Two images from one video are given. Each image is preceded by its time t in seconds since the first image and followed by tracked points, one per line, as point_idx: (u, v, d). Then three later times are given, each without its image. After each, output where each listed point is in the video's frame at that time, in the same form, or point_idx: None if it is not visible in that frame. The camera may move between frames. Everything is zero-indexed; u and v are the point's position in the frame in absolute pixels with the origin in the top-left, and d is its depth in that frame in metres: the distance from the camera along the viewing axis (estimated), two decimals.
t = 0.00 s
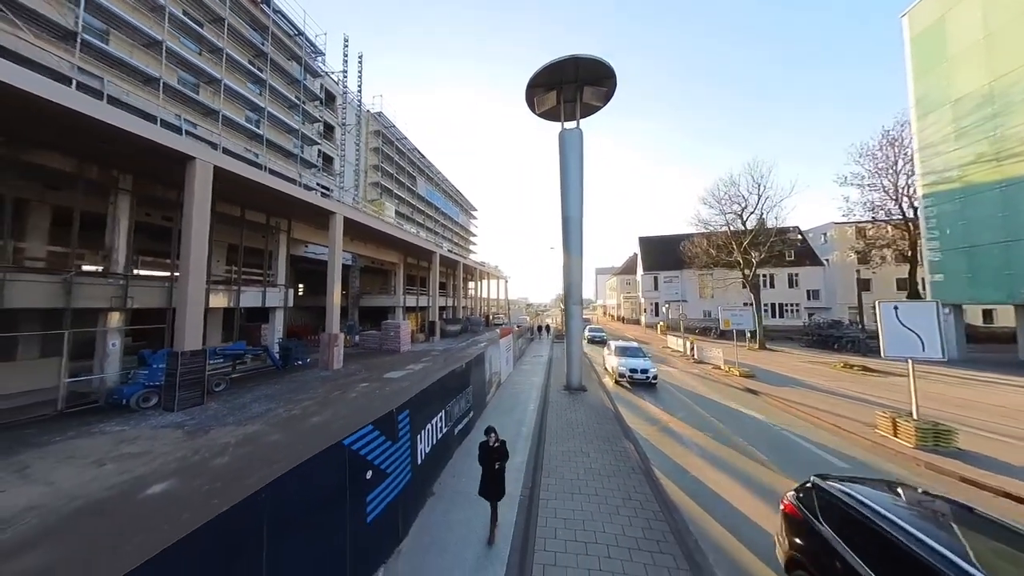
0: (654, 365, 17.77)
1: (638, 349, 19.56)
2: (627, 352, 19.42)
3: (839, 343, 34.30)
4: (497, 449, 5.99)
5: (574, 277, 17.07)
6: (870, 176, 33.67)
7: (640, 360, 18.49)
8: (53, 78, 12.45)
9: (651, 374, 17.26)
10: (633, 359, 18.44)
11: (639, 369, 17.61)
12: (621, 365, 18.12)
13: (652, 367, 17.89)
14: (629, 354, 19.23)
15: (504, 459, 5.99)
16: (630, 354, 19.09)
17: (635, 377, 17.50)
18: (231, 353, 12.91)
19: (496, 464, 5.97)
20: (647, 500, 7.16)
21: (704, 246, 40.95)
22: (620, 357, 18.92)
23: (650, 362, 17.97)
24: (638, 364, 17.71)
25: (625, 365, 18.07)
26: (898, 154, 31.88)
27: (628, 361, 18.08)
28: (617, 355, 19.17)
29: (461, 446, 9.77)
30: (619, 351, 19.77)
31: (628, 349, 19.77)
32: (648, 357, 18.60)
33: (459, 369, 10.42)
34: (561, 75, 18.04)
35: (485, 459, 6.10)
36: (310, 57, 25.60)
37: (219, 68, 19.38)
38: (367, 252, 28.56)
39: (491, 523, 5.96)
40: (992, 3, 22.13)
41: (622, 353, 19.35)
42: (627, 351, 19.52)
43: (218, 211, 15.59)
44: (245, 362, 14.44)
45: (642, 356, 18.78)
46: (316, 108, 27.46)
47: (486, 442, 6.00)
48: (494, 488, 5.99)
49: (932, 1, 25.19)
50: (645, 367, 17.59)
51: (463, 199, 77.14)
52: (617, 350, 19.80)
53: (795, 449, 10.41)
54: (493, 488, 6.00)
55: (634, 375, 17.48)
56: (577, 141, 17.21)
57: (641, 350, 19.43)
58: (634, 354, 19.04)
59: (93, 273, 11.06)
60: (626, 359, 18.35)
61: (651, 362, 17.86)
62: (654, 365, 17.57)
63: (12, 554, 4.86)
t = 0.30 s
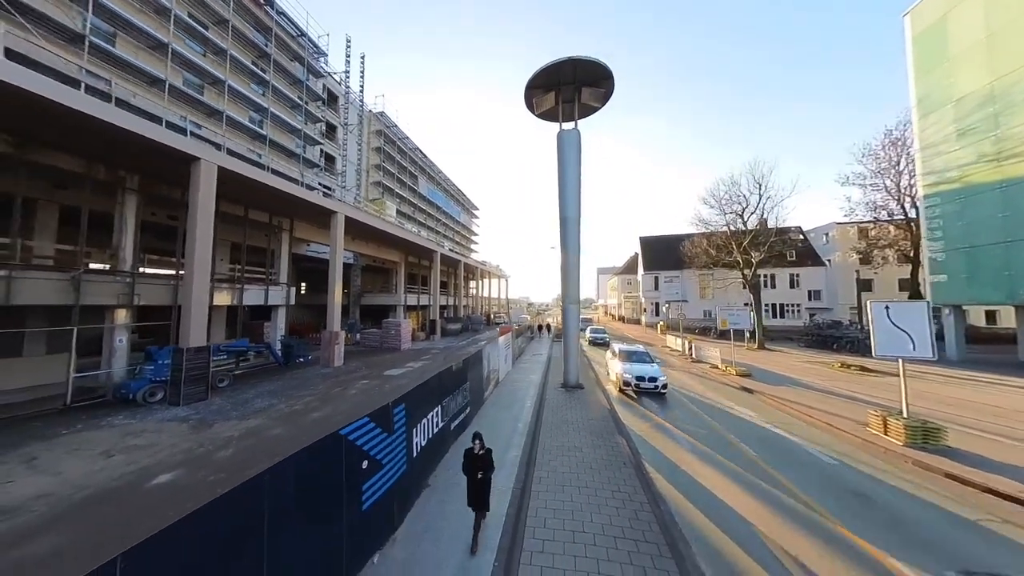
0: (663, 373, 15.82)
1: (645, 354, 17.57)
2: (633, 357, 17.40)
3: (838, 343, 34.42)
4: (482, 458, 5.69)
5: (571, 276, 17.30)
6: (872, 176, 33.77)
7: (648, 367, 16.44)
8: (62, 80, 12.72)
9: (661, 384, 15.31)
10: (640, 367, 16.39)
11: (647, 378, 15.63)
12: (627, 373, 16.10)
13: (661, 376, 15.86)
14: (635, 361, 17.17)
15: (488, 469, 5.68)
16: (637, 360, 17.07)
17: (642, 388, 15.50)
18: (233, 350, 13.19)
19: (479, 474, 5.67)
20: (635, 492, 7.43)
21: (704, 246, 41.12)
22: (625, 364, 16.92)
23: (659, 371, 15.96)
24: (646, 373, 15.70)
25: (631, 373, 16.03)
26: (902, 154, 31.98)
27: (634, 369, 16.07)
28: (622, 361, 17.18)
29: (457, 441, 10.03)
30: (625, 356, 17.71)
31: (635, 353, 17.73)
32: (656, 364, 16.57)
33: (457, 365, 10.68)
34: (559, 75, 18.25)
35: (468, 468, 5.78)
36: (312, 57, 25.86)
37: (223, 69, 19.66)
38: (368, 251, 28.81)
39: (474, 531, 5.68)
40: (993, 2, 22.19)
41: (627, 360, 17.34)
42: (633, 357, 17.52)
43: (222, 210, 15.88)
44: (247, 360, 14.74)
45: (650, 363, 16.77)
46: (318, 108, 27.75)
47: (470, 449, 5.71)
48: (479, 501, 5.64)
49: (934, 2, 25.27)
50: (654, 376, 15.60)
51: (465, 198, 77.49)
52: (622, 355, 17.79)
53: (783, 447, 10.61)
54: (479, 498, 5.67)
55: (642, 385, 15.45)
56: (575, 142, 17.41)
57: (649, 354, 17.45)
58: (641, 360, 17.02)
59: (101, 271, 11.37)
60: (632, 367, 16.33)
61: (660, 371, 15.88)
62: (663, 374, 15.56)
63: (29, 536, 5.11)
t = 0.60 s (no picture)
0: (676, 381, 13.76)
1: (652, 357, 15.51)
2: (639, 363, 15.26)
3: (837, 342, 34.56)
4: (470, 460, 5.47)
5: (570, 274, 17.48)
6: (874, 174, 33.90)
7: (656, 373, 14.39)
8: (68, 81, 12.93)
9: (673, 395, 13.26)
10: (647, 374, 14.29)
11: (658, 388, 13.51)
12: (633, 383, 13.90)
13: (672, 383, 13.83)
14: (641, 366, 15.06)
15: (475, 471, 5.49)
16: (643, 367, 14.92)
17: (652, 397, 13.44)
18: (236, 347, 13.45)
19: (466, 476, 5.46)
20: (626, 483, 7.66)
21: (704, 245, 41.23)
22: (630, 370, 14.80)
23: (670, 378, 13.90)
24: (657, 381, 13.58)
25: (637, 381, 13.96)
26: (904, 152, 32.11)
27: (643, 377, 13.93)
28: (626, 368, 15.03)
29: (456, 434, 10.28)
30: (630, 362, 15.53)
31: (640, 358, 15.58)
32: (666, 369, 14.51)
33: (456, 360, 10.90)
34: (557, 76, 18.45)
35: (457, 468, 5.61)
36: (314, 57, 26.05)
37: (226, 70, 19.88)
38: (369, 250, 28.97)
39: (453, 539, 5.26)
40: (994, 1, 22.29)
41: (632, 366, 15.17)
42: (639, 361, 15.40)
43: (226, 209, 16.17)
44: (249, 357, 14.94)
45: (659, 368, 14.68)
46: (319, 108, 27.96)
47: (457, 450, 5.47)
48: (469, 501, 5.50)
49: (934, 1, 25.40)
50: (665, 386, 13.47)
51: (466, 198, 77.53)
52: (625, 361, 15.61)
53: (774, 442, 10.83)
54: (465, 499, 5.47)
55: (650, 394, 13.45)
56: (574, 142, 17.59)
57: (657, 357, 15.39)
58: (648, 366, 14.88)
59: (107, 268, 11.62)
60: (639, 374, 14.21)
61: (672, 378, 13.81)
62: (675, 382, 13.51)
63: (43, 519, 5.34)
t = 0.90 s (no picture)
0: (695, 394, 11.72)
1: (665, 363, 13.49)
2: (651, 370, 13.15)
3: (836, 342, 34.75)
4: (466, 461, 5.41)
5: (570, 273, 17.72)
6: (874, 175, 34.13)
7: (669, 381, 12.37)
8: (79, 82, 13.20)
9: (691, 409, 11.28)
10: (661, 383, 12.17)
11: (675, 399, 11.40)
12: (646, 392, 11.81)
13: (689, 394, 11.80)
14: (651, 373, 12.98)
15: (473, 472, 5.44)
16: (656, 374, 12.82)
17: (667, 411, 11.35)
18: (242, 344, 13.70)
19: (463, 478, 5.42)
20: (625, 473, 7.90)
21: (704, 245, 41.44)
22: (640, 377, 12.69)
23: (688, 388, 11.84)
24: (674, 392, 11.50)
25: (649, 390, 11.85)
26: (904, 153, 32.35)
27: (656, 387, 11.84)
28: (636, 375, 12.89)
29: (459, 428, 10.56)
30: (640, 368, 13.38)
31: (652, 363, 13.48)
32: (680, 377, 12.46)
33: (459, 356, 11.13)
34: (558, 78, 18.71)
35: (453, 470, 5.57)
36: (317, 57, 26.28)
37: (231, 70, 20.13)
38: (371, 249, 29.18)
39: (454, 536, 5.31)
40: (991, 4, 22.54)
41: (643, 372, 13.06)
42: (650, 368, 13.30)
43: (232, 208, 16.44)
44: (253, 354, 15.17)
45: (674, 377, 12.61)
46: (323, 108, 28.21)
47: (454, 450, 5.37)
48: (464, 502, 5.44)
49: (933, 4, 25.63)
50: (684, 398, 11.39)
51: (467, 197, 77.77)
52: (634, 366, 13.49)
53: (770, 438, 11.07)
54: (460, 502, 5.43)
55: (665, 407, 11.44)
56: (575, 143, 17.82)
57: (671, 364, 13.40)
58: (662, 374, 12.78)
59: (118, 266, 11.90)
60: (651, 383, 12.10)
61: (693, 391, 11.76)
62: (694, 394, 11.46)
63: (65, 504, 5.57)
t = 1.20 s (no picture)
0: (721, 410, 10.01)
1: (683, 374, 11.75)
2: (668, 382, 11.43)
3: (835, 343, 35.03)
4: (471, 466, 5.02)
5: (573, 275, 18.05)
6: (872, 179, 34.50)
7: (687, 394, 10.70)
8: (97, 88, 13.61)
9: (717, 428, 9.55)
10: (681, 397, 10.47)
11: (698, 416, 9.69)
12: (663, 407, 10.11)
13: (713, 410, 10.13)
14: (668, 385, 11.24)
15: (478, 478, 5.05)
16: (674, 387, 11.12)
17: (689, 429, 9.65)
18: (251, 343, 14.01)
19: (468, 483, 5.01)
20: (628, 468, 8.14)
21: (704, 247, 41.80)
22: (655, 389, 10.99)
23: (712, 403, 10.14)
24: (696, 407, 9.80)
25: (667, 404, 10.13)
26: (902, 157, 32.74)
27: (676, 401, 10.13)
28: (651, 386, 11.18)
29: (466, 425, 10.87)
30: (655, 379, 11.65)
31: (668, 374, 11.75)
32: (702, 391, 10.73)
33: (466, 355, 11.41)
34: (561, 85, 19.06)
35: (457, 475, 5.16)
36: (323, 61, 26.68)
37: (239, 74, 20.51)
38: (375, 250, 29.51)
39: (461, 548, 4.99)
40: (986, 12, 22.95)
41: (658, 384, 11.35)
42: (666, 379, 11.57)
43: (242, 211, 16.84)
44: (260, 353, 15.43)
45: (694, 390, 10.92)
46: (328, 111, 28.62)
47: (458, 455, 5.05)
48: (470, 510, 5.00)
49: (929, 11, 26.05)
50: (708, 414, 9.69)
51: (469, 199, 78.22)
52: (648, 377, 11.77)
53: (767, 436, 11.37)
54: (464, 510, 5.01)
55: (685, 425, 9.72)
56: (577, 148, 18.16)
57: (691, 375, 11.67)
58: (681, 387, 11.06)
59: (132, 266, 12.23)
60: (670, 397, 10.39)
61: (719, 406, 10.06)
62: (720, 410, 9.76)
63: (97, 492, 5.87)
